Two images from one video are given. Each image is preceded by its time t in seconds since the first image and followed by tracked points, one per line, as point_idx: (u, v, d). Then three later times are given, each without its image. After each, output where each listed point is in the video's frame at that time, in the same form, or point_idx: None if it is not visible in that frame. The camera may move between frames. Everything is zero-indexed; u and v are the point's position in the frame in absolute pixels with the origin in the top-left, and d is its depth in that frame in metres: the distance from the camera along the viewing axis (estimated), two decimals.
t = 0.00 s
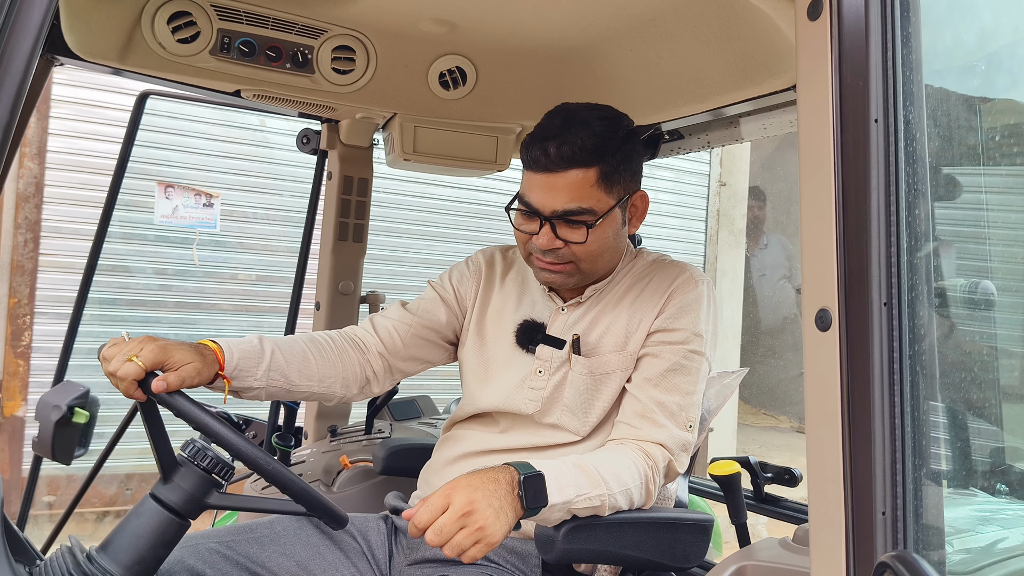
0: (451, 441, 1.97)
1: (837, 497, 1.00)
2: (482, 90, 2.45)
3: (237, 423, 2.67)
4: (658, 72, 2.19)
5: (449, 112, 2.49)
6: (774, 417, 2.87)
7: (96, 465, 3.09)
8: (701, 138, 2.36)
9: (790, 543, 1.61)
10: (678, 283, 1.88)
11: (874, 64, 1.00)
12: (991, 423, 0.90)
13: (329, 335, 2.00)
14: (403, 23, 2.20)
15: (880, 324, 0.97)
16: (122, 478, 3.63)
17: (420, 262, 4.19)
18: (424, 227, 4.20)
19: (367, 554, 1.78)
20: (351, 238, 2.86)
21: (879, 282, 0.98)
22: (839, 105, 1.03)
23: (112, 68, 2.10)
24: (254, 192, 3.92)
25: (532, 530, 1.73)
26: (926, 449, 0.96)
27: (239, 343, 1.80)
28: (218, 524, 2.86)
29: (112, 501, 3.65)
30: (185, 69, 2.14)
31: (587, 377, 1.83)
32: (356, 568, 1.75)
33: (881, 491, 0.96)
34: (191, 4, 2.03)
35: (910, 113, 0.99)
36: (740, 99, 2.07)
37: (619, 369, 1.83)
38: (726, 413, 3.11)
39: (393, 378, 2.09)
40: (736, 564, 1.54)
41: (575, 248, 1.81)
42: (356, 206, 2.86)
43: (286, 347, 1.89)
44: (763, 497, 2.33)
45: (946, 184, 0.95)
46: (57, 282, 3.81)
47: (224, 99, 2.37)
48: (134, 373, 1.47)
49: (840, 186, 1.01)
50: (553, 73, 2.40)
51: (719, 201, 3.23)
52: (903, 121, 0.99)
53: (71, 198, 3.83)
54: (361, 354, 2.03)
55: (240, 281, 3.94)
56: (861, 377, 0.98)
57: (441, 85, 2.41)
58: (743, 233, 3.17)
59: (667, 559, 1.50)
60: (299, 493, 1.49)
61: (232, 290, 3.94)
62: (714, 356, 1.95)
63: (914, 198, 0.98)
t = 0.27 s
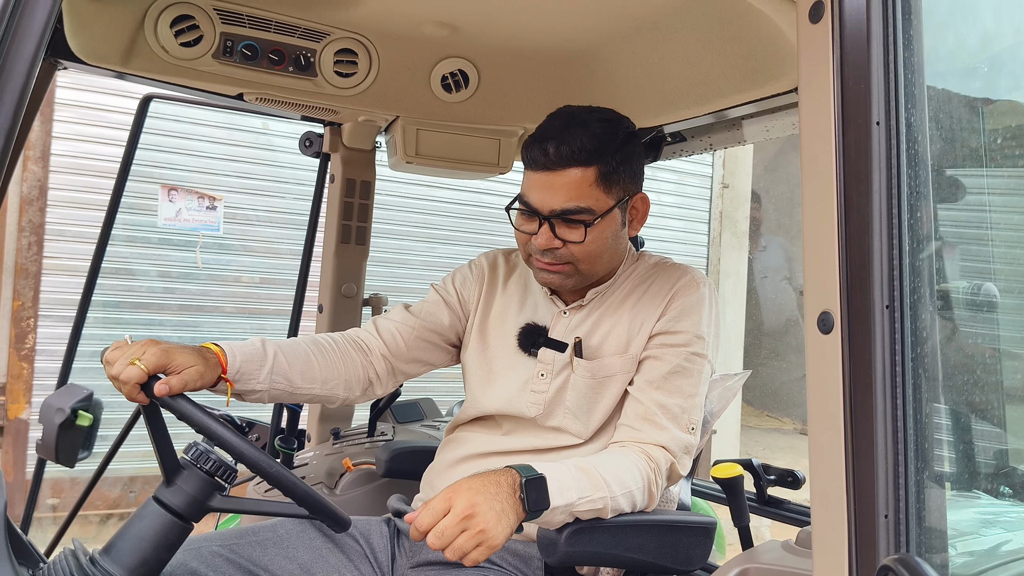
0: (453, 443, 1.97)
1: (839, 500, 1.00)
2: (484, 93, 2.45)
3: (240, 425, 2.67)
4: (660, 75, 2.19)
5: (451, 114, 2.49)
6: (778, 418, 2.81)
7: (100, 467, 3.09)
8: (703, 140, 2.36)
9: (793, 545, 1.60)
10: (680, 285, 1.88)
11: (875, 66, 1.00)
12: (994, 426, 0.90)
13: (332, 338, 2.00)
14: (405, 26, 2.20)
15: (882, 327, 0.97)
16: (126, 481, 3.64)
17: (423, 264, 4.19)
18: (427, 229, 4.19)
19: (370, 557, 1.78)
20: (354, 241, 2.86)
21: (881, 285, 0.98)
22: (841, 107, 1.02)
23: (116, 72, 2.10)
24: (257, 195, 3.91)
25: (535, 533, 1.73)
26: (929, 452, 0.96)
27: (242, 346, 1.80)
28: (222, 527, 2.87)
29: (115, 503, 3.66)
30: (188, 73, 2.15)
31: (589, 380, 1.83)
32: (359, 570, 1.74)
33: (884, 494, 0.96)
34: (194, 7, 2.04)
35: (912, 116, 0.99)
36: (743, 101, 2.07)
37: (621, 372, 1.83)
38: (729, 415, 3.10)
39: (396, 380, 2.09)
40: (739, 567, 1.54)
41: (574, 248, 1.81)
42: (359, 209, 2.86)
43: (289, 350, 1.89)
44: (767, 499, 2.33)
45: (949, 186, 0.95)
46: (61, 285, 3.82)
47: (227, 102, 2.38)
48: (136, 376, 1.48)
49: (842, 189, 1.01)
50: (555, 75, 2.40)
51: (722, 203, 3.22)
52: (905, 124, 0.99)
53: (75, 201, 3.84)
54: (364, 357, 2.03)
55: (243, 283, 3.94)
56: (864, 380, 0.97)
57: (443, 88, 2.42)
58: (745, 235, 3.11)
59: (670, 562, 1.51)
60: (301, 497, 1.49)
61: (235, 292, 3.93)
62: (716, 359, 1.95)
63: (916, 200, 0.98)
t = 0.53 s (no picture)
0: (455, 442, 1.96)
1: (845, 498, 0.99)
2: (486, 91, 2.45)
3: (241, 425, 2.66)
4: (662, 72, 2.18)
5: (453, 113, 2.49)
6: (781, 419, 2.82)
7: (101, 467, 3.09)
8: (705, 138, 2.36)
9: (797, 544, 1.60)
10: (682, 283, 1.87)
11: (880, 61, 0.99)
12: (999, 424, 0.90)
13: (335, 336, 2.00)
14: (406, 24, 2.20)
15: (888, 323, 0.96)
16: (127, 481, 3.63)
17: (424, 264, 4.18)
18: (428, 229, 4.19)
19: (371, 557, 1.77)
20: (355, 240, 2.86)
21: (887, 281, 0.97)
22: (846, 102, 1.01)
23: (116, 71, 2.10)
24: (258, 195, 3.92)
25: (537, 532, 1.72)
26: (934, 450, 0.95)
27: (243, 344, 1.79)
28: (223, 527, 2.86)
29: (116, 504, 3.65)
30: (188, 71, 2.14)
31: (592, 379, 1.82)
32: (361, 570, 1.74)
33: (890, 491, 0.95)
34: (194, 5, 2.03)
35: (917, 111, 0.98)
36: (745, 99, 2.06)
37: (623, 370, 1.82)
38: (732, 415, 3.09)
39: (398, 378, 2.09)
40: (743, 566, 1.53)
41: (565, 226, 1.83)
42: (360, 208, 2.85)
43: (291, 348, 1.89)
44: (770, 499, 2.32)
45: (952, 184, 0.94)
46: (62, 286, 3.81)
47: (228, 101, 2.38)
48: (136, 375, 1.47)
49: (847, 185, 1.00)
50: (557, 73, 2.39)
51: (724, 202, 3.21)
52: (910, 119, 0.98)
53: (76, 201, 3.84)
54: (366, 354, 2.02)
55: (244, 283, 3.93)
56: (869, 376, 0.97)
57: (444, 86, 2.41)
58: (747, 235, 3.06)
59: (673, 561, 1.50)
60: (302, 496, 1.48)
61: (237, 293, 3.93)
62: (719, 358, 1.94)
63: (921, 196, 0.97)
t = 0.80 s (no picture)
0: (451, 444, 1.96)
1: (838, 500, 0.99)
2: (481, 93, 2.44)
3: (237, 428, 2.66)
4: (657, 74, 2.18)
5: (448, 115, 2.49)
6: (777, 418, 2.79)
7: (97, 470, 3.08)
8: (701, 139, 2.36)
9: (792, 546, 1.60)
10: (677, 285, 1.87)
11: (873, 65, 0.99)
12: (994, 425, 0.90)
13: (331, 339, 2.00)
14: (401, 26, 2.19)
15: (881, 328, 0.96)
16: (123, 483, 3.62)
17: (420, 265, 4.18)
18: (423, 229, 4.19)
19: (366, 559, 1.78)
20: (351, 242, 2.86)
21: (880, 286, 0.97)
22: (839, 107, 1.02)
23: (111, 73, 2.10)
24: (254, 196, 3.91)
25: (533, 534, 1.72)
26: (928, 451, 0.96)
27: (239, 348, 1.79)
28: (219, 530, 2.85)
29: (112, 506, 3.64)
30: (183, 73, 2.14)
31: (587, 381, 1.82)
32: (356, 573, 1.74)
33: (884, 495, 0.95)
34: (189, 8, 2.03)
35: (910, 115, 0.98)
36: (740, 100, 2.06)
37: (618, 372, 1.82)
38: (727, 416, 3.10)
39: (395, 381, 2.08)
40: (739, 568, 1.53)
41: (591, 220, 1.85)
42: (356, 210, 2.85)
43: (286, 351, 1.88)
44: (766, 499, 2.33)
45: (947, 184, 0.94)
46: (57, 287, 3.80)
47: (223, 103, 2.37)
48: (131, 379, 1.47)
49: (841, 190, 1.00)
50: (552, 75, 2.39)
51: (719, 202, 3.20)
52: (903, 123, 0.99)
53: (70, 203, 3.83)
54: (362, 357, 2.02)
55: (240, 284, 3.93)
56: (863, 380, 0.97)
57: (440, 88, 2.41)
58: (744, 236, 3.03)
59: (669, 563, 1.50)
60: (298, 500, 1.48)
61: (233, 294, 3.97)
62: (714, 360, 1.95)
63: (915, 199, 0.97)
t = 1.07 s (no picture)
0: (446, 445, 1.96)
1: (833, 500, 0.99)
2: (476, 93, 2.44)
3: (232, 429, 2.66)
4: (652, 74, 2.19)
5: (442, 115, 2.49)
6: (773, 419, 2.83)
7: (92, 471, 3.07)
8: (695, 139, 2.36)
9: (787, 546, 1.61)
10: (672, 286, 1.87)
11: (867, 67, 0.99)
12: (987, 424, 0.90)
13: (325, 340, 1.99)
14: (396, 26, 2.19)
15: (875, 328, 0.97)
16: (118, 484, 3.61)
17: (415, 265, 4.18)
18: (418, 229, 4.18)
19: (362, 560, 1.78)
20: (346, 242, 2.85)
21: (874, 286, 0.97)
22: (833, 109, 1.02)
23: (105, 74, 2.09)
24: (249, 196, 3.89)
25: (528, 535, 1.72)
26: (922, 451, 0.96)
27: (233, 349, 1.79)
28: (214, 531, 2.85)
29: (108, 506, 3.63)
30: (177, 74, 2.14)
31: (581, 381, 1.82)
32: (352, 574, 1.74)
33: (878, 495, 0.95)
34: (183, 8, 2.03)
35: (904, 116, 0.99)
36: (736, 100, 2.06)
37: (613, 372, 1.82)
38: (723, 415, 3.10)
39: (390, 381, 2.08)
40: (734, 568, 1.53)
41: (587, 217, 1.85)
42: (351, 210, 2.85)
43: (281, 352, 1.88)
44: (761, 499, 2.34)
45: (941, 184, 0.95)
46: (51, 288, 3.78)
47: (218, 104, 2.37)
48: (125, 381, 1.46)
49: (835, 192, 1.01)
50: (547, 76, 2.39)
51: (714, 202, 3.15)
52: (896, 124, 0.99)
53: (65, 203, 3.81)
54: (357, 358, 2.02)
55: (236, 285, 3.93)
56: (857, 380, 0.97)
57: (435, 88, 2.41)
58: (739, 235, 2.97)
59: (665, 564, 1.50)
60: (293, 501, 1.49)
61: (229, 295, 3.92)
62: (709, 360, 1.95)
63: (908, 200, 0.98)
